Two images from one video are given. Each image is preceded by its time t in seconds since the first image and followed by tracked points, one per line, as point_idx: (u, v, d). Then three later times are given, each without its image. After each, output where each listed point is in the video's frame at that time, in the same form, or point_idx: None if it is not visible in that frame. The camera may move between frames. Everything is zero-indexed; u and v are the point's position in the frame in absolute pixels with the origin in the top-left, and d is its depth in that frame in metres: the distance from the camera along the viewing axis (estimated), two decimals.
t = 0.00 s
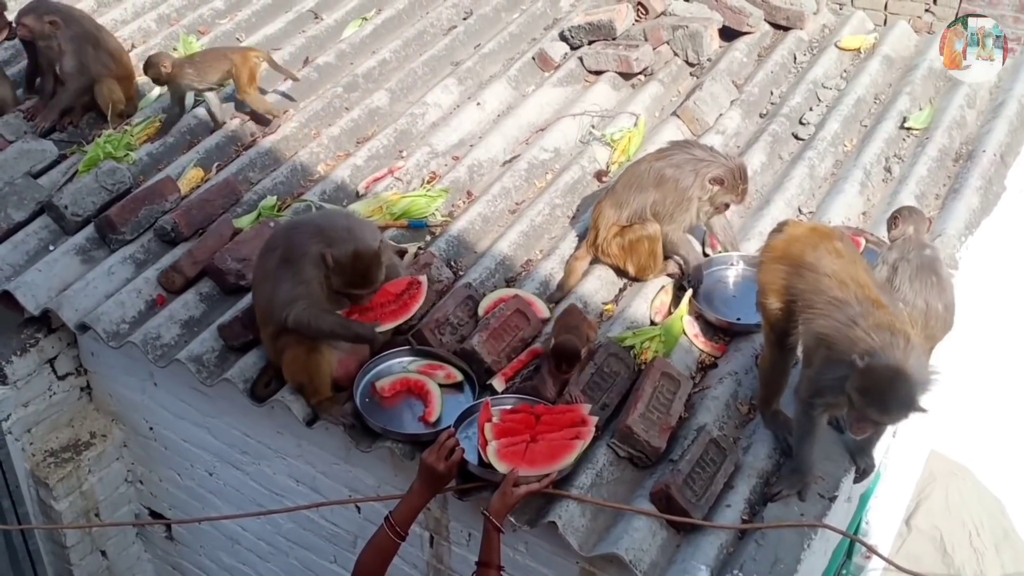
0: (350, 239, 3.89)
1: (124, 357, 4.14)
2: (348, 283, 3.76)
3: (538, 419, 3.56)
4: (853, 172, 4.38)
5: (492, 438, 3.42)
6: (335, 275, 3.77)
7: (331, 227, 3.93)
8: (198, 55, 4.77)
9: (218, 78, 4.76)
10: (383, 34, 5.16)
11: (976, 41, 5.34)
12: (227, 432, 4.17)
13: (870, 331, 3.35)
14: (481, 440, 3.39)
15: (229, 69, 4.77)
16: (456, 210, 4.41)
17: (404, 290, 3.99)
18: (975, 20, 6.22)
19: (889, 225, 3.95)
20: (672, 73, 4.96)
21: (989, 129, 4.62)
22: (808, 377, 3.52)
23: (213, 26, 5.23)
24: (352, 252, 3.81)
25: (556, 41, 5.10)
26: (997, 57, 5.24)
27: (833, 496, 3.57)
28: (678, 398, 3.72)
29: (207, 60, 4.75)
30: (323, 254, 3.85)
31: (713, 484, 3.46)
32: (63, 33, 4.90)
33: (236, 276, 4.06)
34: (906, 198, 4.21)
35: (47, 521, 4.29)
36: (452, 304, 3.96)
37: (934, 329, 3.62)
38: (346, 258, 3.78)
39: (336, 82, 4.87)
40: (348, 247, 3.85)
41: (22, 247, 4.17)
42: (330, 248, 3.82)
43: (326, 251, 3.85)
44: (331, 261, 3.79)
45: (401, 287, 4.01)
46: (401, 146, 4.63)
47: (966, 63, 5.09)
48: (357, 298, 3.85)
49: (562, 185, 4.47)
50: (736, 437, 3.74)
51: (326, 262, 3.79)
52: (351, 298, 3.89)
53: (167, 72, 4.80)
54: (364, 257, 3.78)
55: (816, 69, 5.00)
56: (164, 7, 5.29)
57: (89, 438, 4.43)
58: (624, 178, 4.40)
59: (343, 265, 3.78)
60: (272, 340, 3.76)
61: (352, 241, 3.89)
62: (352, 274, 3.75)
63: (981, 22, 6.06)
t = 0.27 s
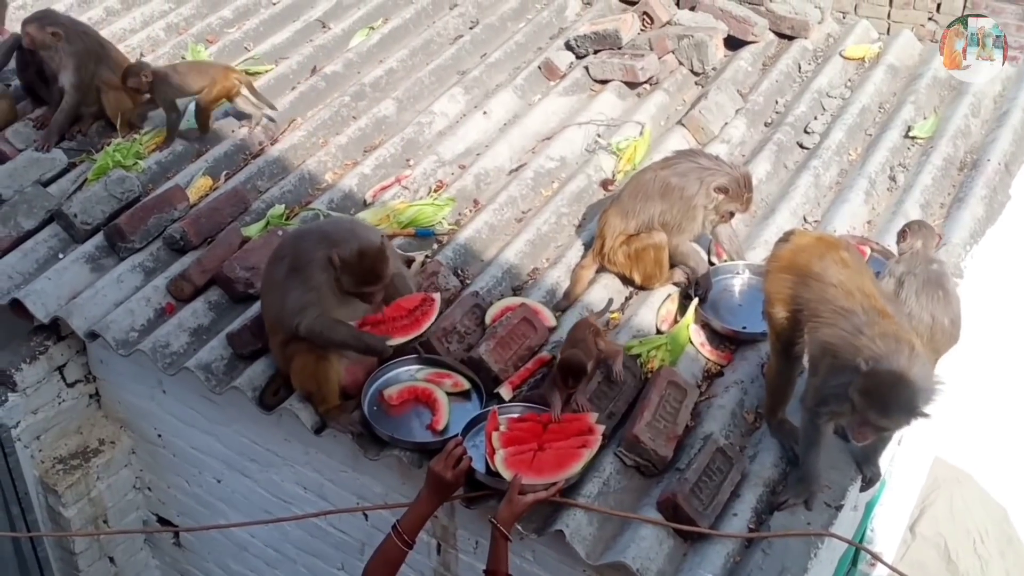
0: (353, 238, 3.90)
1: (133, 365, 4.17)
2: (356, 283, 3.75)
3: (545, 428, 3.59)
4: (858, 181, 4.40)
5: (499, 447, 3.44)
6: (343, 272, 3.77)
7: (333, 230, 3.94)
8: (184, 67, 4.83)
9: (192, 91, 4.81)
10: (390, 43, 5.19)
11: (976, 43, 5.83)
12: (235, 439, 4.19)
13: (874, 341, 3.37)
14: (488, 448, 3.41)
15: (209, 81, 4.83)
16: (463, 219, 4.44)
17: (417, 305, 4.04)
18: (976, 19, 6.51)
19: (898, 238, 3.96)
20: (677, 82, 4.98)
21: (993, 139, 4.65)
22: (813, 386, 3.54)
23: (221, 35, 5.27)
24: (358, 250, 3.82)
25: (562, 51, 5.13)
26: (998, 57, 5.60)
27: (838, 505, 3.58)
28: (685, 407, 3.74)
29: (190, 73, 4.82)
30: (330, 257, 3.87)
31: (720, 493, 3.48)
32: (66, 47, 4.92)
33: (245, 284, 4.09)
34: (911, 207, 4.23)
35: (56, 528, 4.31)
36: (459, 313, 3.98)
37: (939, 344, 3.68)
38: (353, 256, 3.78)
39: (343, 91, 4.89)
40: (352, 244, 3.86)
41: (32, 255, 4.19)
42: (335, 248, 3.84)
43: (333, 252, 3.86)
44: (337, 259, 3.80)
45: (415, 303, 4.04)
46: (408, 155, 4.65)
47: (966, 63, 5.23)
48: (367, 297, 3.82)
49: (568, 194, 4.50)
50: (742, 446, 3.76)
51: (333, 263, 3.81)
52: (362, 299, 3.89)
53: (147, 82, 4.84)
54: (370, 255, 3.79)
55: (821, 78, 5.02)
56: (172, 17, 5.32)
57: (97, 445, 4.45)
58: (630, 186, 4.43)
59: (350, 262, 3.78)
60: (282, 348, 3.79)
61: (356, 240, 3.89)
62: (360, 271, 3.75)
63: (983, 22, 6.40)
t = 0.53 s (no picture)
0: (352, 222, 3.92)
1: (136, 368, 4.17)
2: (358, 250, 3.79)
3: (549, 432, 3.58)
4: (863, 184, 4.39)
5: (503, 451, 3.42)
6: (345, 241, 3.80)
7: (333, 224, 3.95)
8: (156, 73, 4.79)
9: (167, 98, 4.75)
10: (394, 46, 5.19)
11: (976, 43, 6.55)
12: (238, 443, 4.18)
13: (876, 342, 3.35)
14: (491, 452, 3.39)
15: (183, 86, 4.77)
16: (466, 222, 4.43)
17: (423, 309, 4.03)
18: (975, 20, 7.33)
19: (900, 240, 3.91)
20: (681, 85, 4.98)
21: (998, 142, 4.64)
22: (818, 389, 3.54)
23: (225, 37, 5.24)
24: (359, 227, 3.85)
25: (566, 54, 5.12)
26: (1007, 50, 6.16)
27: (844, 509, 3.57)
28: (690, 410, 3.72)
29: (162, 76, 4.76)
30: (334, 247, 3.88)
31: (724, 497, 3.46)
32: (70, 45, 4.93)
33: (249, 287, 4.09)
34: (916, 210, 4.22)
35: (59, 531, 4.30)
36: (463, 316, 3.97)
37: (944, 346, 3.64)
38: (356, 228, 3.83)
39: (347, 94, 4.89)
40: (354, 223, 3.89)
41: (36, 258, 4.19)
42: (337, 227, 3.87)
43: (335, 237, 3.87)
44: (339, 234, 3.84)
45: (420, 306, 4.03)
46: (411, 157, 4.65)
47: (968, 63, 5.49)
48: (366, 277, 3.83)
49: (571, 197, 4.49)
50: (747, 450, 3.74)
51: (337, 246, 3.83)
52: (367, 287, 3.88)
53: (122, 93, 4.79)
54: (373, 231, 3.84)
55: (825, 81, 5.01)
56: (176, 20, 5.32)
57: (100, 448, 4.44)
58: (634, 188, 4.42)
59: (353, 236, 3.82)
60: (286, 351, 3.78)
61: (356, 222, 3.93)
62: (362, 241, 3.80)
63: (982, 23, 7.25)
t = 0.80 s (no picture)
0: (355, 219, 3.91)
1: (141, 370, 4.17)
2: (359, 243, 3.76)
3: (554, 435, 3.56)
4: (867, 186, 4.39)
5: (507, 452, 3.41)
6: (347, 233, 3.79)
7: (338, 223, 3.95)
8: (130, 80, 4.87)
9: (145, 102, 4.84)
10: (398, 49, 5.20)
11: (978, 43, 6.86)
12: (243, 445, 4.18)
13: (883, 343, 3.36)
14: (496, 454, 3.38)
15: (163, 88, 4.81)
16: (470, 224, 4.44)
17: (429, 312, 4.03)
18: (975, 20, 7.34)
19: (898, 242, 3.98)
20: (685, 87, 4.98)
21: (1001, 144, 4.65)
22: (824, 391, 3.53)
23: (229, 40, 5.25)
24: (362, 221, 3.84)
25: (569, 57, 5.13)
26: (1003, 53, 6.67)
27: (849, 512, 3.56)
28: (694, 412, 3.72)
29: (137, 84, 4.86)
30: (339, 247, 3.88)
31: (730, 499, 3.46)
32: (74, 44, 4.98)
33: (253, 289, 4.08)
34: (920, 212, 4.22)
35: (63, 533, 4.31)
36: (467, 318, 3.97)
37: (949, 345, 3.65)
38: (358, 221, 3.81)
39: (351, 96, 4.90)
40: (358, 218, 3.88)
41: (41, 261, 4.19)
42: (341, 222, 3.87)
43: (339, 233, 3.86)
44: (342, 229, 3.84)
45: (426, 310, 4.03)
46: (415, 160, 4.65)
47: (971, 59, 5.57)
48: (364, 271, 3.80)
49: (575, 200, 4.49)
50: (752, 452, 3.74)
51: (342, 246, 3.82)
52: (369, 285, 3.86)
53: (97, 100, 4.82)
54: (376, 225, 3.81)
55: (829, 83, 5.01)
56: (181, 24, 5.33)
57: (105, 450, 4.45)
58: (638, 190, 4.44)
59: (355, 228, 3.80)
60: (291, 354, 3.79)
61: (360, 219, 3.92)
62: (362, 234, 3.77)
63: (983, 22, 7.27)
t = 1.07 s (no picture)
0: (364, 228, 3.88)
1: (148, 373, 4.18)
2: (373, 262, 3.76)
3: (559, 437, 3.56)
4: (872, 191, 4.39)
5: (513, 456, 3.42)
6: (359, 254, 3.78)
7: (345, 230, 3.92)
8: (117, 85, 4.89)
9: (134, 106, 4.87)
10: (403, 53, 5.21)
11: (976, 42, 7.17)
12: (249, 447, 4.19)
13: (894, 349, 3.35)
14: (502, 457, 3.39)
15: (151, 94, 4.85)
16: (475, 227, 4.45)
17: (434, 315, 4.02)
18: (975, 20, 7.36)
19: (904, 246, 3.93)
20: (691, 91, 4.99)
21: (1007, 149, 4.65)
22: (832, 396, 3.54)
23: (236, 43, 5.26)
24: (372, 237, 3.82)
25: (575, 60, 5.14)
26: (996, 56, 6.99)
27: (854, 516, 3.56)
28: (699, 417, 3.73)
29: (124, 89, 4.87)
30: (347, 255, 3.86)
31: (734, 503, 3.46)
32: (84, 48, 4.99)
33: (260, 292, 4.09)
34: (925, 216, 4.21)
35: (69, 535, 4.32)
36: (472, 321, 3.98)
37: (955, 347, 3.67)
38: (369, 237, 3.80)
39: (357, 99, 4.91)
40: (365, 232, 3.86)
41: (47, 263, 4.21)
42: (348, 236, 3.84)
43: (347, 246, 3.84)
44: (353, 247, 3.81)
45: (432, 314, 4.02)
46: (421, 163, 4.66)
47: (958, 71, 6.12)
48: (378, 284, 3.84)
49: (580, 203, 4.49)
50: (756, 456, 3.74)
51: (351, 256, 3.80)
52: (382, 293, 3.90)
53: (83, 103, 4.88)
54: (385, 239, 3.79)
55: (835, 87, 5.01)
56: (187, 27, 5.35)
57: (111, 452, 4.46)
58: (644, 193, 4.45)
59: (366, 246, 3.78)
60: (298, 356, 3.81)
61: (369, 228, 3.89)
62: (376, 253, 3.76)
63: (983, 22, 7.30)
